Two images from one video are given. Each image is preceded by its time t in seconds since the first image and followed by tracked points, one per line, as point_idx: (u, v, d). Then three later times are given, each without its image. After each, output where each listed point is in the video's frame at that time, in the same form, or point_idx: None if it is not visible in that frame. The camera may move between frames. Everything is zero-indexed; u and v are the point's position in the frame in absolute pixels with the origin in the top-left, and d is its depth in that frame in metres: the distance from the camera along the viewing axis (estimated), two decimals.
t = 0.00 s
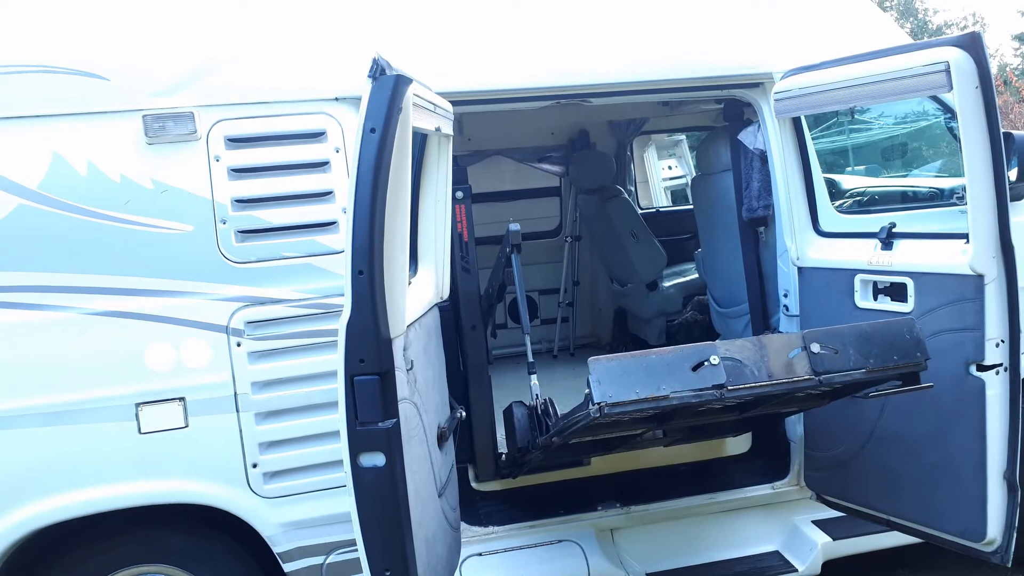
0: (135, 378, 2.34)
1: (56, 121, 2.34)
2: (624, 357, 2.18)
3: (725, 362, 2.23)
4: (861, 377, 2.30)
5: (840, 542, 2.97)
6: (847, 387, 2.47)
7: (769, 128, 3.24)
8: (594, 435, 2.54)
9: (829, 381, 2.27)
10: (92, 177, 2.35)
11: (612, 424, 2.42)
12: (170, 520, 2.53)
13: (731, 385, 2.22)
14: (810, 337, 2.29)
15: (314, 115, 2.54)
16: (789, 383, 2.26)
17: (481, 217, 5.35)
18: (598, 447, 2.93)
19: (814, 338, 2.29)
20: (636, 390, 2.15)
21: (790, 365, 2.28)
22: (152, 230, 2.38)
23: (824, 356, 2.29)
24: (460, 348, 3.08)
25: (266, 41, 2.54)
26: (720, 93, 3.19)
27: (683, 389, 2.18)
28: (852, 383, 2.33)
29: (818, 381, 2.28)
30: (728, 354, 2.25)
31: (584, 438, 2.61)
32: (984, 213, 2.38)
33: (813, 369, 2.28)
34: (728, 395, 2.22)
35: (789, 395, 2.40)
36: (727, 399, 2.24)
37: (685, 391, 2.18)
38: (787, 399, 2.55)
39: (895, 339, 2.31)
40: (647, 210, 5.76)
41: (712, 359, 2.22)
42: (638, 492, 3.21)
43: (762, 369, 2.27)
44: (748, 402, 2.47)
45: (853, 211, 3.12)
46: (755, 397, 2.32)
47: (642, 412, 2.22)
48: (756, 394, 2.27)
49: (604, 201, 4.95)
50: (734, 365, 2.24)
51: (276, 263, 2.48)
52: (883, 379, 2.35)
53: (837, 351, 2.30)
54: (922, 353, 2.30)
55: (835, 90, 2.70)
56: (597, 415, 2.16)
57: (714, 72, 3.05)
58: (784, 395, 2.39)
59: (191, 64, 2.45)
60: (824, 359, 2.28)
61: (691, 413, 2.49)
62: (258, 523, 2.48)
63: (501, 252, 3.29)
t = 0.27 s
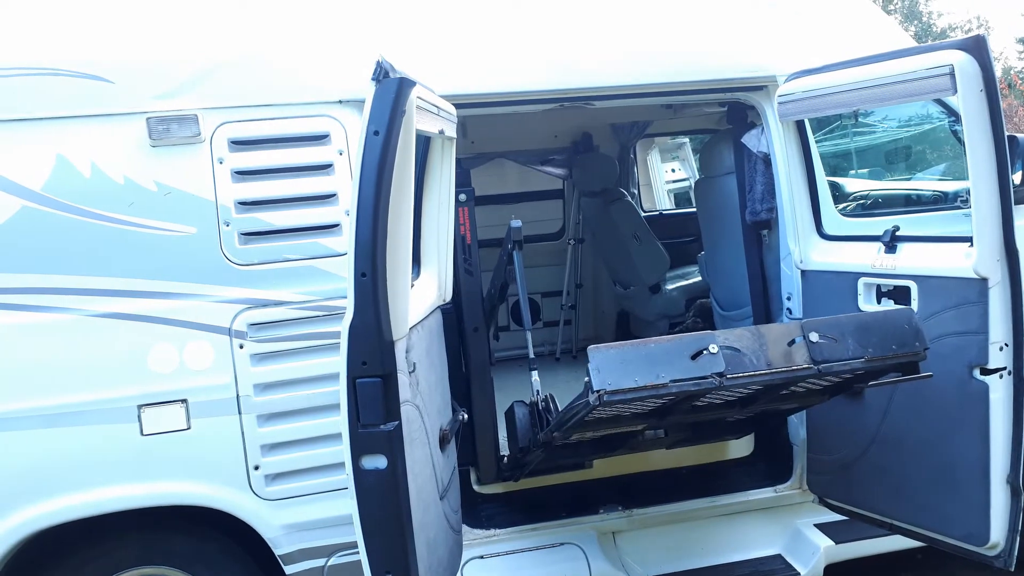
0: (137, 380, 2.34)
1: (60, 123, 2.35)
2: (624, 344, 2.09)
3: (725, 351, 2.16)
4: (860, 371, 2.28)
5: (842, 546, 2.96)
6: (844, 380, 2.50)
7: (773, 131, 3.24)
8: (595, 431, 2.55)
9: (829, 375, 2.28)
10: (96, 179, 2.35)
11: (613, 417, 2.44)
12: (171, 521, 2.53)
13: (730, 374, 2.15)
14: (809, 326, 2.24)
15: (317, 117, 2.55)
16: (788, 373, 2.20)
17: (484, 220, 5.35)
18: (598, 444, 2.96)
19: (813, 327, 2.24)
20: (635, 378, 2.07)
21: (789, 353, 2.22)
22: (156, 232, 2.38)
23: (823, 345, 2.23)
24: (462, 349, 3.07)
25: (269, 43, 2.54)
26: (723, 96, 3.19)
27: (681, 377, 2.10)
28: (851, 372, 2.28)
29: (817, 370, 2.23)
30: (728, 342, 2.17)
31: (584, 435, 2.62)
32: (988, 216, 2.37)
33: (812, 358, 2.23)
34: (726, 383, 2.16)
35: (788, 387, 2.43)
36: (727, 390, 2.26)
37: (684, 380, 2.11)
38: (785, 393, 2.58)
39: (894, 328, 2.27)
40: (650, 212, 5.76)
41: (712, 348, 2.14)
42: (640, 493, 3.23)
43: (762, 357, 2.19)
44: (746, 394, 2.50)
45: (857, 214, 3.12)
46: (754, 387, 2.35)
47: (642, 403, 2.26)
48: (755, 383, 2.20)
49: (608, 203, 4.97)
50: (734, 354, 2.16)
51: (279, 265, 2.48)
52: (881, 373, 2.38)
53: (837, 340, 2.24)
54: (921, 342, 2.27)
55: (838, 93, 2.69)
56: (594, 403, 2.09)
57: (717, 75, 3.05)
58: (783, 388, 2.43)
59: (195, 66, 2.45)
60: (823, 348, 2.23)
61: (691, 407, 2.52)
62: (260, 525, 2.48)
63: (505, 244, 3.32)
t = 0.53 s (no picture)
0: (137, 378, 2.34)
1: (59, 121, 2.34)
2: (621, 329, 2.09)
3: (721, 336, 2.16)
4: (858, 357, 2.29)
5: (843, 545, 2.96)
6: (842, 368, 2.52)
7: (773, 129, 3.23)
8: (595, 423, 2.55)
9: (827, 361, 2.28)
10: (95, 177, 2.35)
11: (611, 407, 2.45)
12: (171, 520, 2.53)
13: (727, 358, 2.15)
14: (804, 312, 2.24)
15: (317, 115, 2.54)
16: (786, 358, 2.19)
17: (484, 218, 5.34)
18: (598, 437, 2.97)
19: (809, 313, 2.24)
20: (632, 362, 2.07)
21: (786, 339, 2.21)
22: (155, 230, 2.38)
23: (819, 330, 2.23)
24: (462, 348, 3.07)
25: (268, 41, 2.53)
26: (724, 95, 3.19)
27: (677, 362, 2.11)
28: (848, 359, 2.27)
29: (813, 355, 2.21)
30: (724, 327, 2.17)
31: (584, 427, 2.62)
32: (989, 216, 2.37)
33: (808, 344, 2.22)
34: (722, 368, 2.15)
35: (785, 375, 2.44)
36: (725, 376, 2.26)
37: (680, 364, 2.11)
38: (782, 383, 2.59)
39: (890, 314, 2.27)
40: (650, 211, 5.76)
41: (708, 333, 2.14)
42: (639, 493, 3.22)
43: (758, 341, 2.18)
44: (744, 383, 2.51)
45: (857, 213, 3.12)
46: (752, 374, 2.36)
47: (641, 389, 2.27)
48: (751, 368, 2.20)
49: (609, 202, 4.98)
50: (730, 338, 2.16)
51: (278, 264, 2.48)
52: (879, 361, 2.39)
53: (833, 325, 2.24)
54: (917, 329, 2.28)
55: (839, 92, 2.69)
56: (592, 387, 2.08)
57: (718, 74, 3.04)
58: (780, 376, 2.44)
59: (194, 65, 2.45)
60: (820, 333, 2.23)
61: (689, 397, 2.53)
62: (259, 524, 2.48)
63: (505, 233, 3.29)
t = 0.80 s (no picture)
0: (140, 380, 2.34)
1: (62, 123, 2.34)
2: (620, 318, 2.08)
3: (719, 324, 2.15)
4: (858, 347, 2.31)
5: (847, 548, 2.95)
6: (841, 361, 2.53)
7: (776, 131, 3.23)
8: (595, 418, 2.55)
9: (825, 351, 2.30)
10: (98, 179, 2.35)
11: (611, 401, 2.46)
12: (173, 522, 2.53)
13: (725, 346, 2.14)
14: (803, 300, 2.23)
15: (320, 117, 2.55)
16: (784, 345, 2.18)
17: (487, 220, 5.34)
18: (600, 437, 2.99)
19: (808, 301, 2.22)
20: (632, 349, 2.06)
21: (784, 326, 2.20)
22: (158, 232, 2.38)
23: (818, 318, 2.21)
24: (465, 350, 3.06)
25: (271, 43, 2.53)
26: (727, 96, 3.19)
27: (677, 349, 2.09)
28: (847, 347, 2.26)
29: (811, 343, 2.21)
30: (722, 315, 2.16)
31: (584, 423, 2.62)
32: (993, 217, 2.36)
33: (807, 331, 2.20)
34: (721, 356, 2.14)
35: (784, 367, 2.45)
36: (725, 366, 2.28)
37: (679, 352, 2.10)
38: (782, 377, 2.60)
39: (889, 302, 2.23)
40: (653, 212, 5.76)
41: (706, 321, 2.13)
42: (642, 496, 3.21)
43: (756, 329, 2.17)
44: (743, 376, 2.52)
45: (861, 215, 3.11)
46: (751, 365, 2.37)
47: (641, 379, 2.28)
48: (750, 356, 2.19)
49: (610, 203, 5.01)
50: (728, 325, 2.15)
51: (282, 266, 2.48)
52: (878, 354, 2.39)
53: (832, 313, 2.22)
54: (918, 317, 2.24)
55: (843, 93, 2.68)
56: (593, 375, 2.07)
57: (721, 75, 3.04)
58: (780, 368, 2.44)
59: (198, 66, 2.45)
60: (818, 321, 2.21)
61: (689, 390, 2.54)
62: (262, 526, 2.47)
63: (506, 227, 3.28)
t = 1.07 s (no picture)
0: (143, 388, 2.34)
1: (67, 133, 2.35)
2: (622, 311, 2.08)
3: (719, 318, 2.15)
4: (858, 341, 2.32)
5: (852, 556, 2.93)
6: (841, 359, 2.54)
7: (779, 138, 3.23)
8: (598, 419, 2.56)
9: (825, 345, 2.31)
10: (103, 188, 2.36)
11: (613, 399, 2.47)
12: (176, 530, 2.52)
13: (725, 339, 2.15)
14: (802, 294, 2.23)
15: (324, 126, 2.56)
16: (785, 339, 2.19)
17: (489, 227, 5.34)
18: (603, 442, 2.99)
19: (806, 295, 2.24)
20: (633, 342, 2.06)
21: (783, 320, 2.21)
22: (162, 240, 2.39)
23: (816, 312, 2.22)
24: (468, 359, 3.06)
25: (275, 53, 2.55)
26: (729, 104, 3.20)
27: (676, 341, 2.09)
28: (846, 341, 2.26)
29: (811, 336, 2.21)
30: (722, 309, 2.17)
31: (587, 424, 2.63)
32: (997, 224, 2.36)
33: (806, 324, 2.21)
34: (722, 349, 2.15)
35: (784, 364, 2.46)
36: (724, 361, 2.29)
37: (679, 344, 2.10)
38: (782, 376, 2.61)
39: (885, 296, 2.26)
40: (656, 219, 5.76)
41: (706, 314, 2.14)
42: (645, 504, 3.20)
43: (755, 322, 2.18)
44: (744, 375, 2.53)
45: (863, 222, 3.11)
46: (751, 361, 2.38)
47: (642, 376, 2.29)
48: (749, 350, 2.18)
49: (613, 211, 5.01)
50: (728, 319, 2.16)
51: (285, 274, 2.48)
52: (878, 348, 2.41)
53: (831, 307, 2.23)
54: (915, 311, 2.26)
55: (845, 101, 2.68)
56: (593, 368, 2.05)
57: (722, 82, 3.05)
58: (780, 365, 2.45)
59: (201, 76, 2.46)
60: (817, 315, 2.22)
61: (690, 390, 2.55)
62: (266, 534, 2.47)
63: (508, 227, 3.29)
